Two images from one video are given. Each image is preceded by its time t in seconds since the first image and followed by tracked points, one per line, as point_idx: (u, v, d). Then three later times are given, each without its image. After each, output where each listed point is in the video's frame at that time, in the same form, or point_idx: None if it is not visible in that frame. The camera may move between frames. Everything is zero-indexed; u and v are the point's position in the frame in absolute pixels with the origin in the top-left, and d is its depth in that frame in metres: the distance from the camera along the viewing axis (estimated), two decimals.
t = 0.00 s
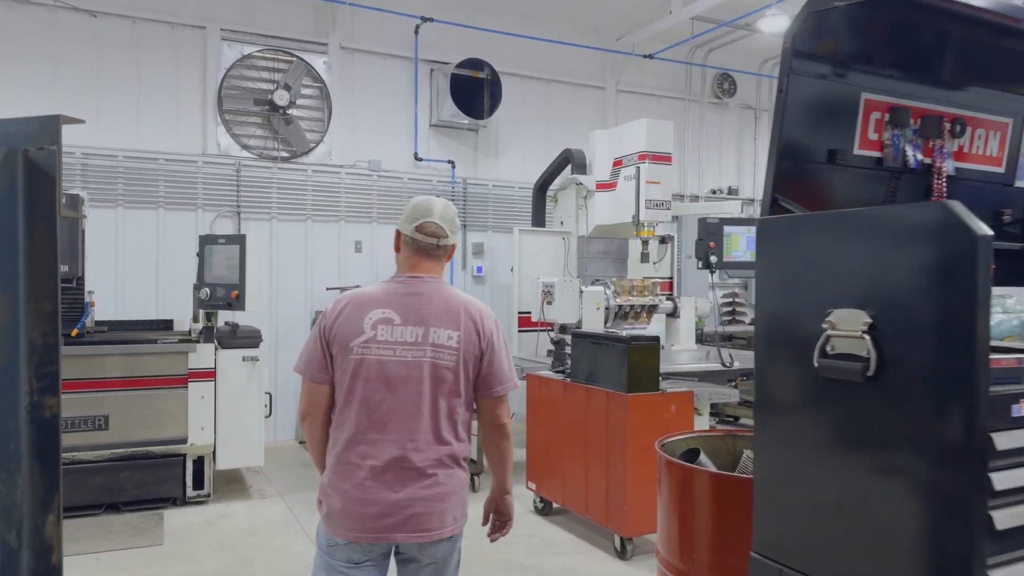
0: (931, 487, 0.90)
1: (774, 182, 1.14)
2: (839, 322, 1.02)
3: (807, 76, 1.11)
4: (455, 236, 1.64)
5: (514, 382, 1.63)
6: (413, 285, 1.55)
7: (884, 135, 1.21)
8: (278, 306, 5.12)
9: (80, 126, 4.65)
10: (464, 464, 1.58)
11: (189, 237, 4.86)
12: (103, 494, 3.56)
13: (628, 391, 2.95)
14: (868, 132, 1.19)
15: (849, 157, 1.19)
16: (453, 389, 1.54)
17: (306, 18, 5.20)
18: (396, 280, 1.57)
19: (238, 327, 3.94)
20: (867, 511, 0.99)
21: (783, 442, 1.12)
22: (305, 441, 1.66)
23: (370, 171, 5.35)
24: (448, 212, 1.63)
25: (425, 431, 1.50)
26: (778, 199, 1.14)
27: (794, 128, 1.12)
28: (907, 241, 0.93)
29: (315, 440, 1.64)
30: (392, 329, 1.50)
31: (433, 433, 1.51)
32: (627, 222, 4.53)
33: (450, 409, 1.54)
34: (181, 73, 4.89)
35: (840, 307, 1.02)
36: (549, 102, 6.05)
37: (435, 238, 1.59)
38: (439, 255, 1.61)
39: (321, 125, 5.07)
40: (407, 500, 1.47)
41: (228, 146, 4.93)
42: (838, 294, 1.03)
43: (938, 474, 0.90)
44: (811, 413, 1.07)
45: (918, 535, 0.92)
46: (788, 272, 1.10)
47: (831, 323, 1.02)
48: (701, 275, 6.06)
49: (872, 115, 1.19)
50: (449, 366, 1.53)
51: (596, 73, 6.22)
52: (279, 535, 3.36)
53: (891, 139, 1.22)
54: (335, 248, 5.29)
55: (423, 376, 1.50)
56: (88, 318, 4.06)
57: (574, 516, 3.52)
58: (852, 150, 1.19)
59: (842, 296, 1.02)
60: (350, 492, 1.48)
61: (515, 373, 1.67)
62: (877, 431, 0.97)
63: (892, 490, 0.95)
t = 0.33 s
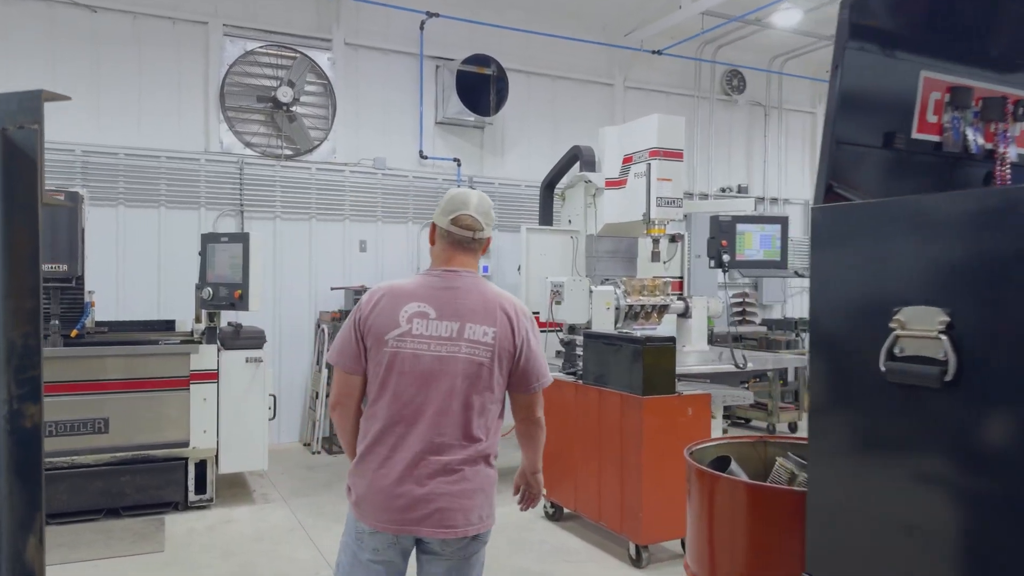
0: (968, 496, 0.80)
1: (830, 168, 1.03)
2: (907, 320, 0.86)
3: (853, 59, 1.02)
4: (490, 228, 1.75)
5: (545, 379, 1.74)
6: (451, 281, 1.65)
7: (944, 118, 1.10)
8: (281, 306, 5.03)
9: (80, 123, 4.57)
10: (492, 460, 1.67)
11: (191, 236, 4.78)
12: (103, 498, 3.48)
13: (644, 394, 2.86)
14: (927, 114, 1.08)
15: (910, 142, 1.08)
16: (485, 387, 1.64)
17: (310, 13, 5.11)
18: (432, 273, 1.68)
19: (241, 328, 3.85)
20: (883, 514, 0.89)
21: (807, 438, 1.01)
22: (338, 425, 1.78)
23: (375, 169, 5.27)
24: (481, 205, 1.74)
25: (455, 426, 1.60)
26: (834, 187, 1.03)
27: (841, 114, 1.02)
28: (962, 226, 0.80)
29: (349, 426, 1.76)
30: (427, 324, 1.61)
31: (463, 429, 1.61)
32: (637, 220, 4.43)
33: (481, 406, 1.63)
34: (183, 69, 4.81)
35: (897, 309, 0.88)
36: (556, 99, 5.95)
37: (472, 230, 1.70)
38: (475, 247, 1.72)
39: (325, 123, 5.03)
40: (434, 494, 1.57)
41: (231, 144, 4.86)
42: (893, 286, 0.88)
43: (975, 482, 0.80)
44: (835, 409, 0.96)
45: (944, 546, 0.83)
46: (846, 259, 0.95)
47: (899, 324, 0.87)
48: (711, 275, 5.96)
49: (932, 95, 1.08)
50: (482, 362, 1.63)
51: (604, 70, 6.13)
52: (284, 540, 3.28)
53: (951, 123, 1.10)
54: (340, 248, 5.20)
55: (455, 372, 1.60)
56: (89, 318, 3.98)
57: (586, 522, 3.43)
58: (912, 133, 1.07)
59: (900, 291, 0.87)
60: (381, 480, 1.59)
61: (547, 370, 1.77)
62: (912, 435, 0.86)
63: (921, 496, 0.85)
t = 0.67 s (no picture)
0: (1004, 503, 0.81)
1: (895, 143, 1.00)
2: (994, 319, 0.82)
3: (915, 30, 0.99)
4: (515, 222, 1.68)
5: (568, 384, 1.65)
6: (468, 276, 1.60)
7: (1014, 95, 1.07)
8: (283, 308, 4.93)
9: (78, 121, 4.48)
10: (512, 465, 1.61)
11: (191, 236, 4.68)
12: (98, 506, 3.38)
13: (659, 397, 2.75)
14: (998, 90, 1.05)
15: (977, 120, 1.05)
16: (503, 388, 1.57)
17: (312, 9, 5.01)
18: (453, 268, 1.64)
19: (240, 330, 3.73)
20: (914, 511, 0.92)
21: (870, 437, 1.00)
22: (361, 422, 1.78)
23: (379, 167, 5.17)
24: (506, 198, 1.67)
25: (469, 429, 1.54)
26: (897, 169, 1.00)
27: (905, 92, 1.00)
28: (1006, 224, 0.81)
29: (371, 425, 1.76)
30: (441, 321, 1.56)
31: (478, 431, 1.54)
32: (647, 218, 4.32)
33: (498, 408, 1.57)
34: (184, 65, 4.72)
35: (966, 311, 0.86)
36: (563, 97, 5.85)
37: (492, 225, 1.65)
38: (497, 243, 1.67)
39: (327, 120, 4.93)
40: (445, 498, 1.52)
41: (232, 142, 4.78)
42: (959, 287, 0.87)
43: (1004, 489, 0.82)
44: (882, 410, 0.97)
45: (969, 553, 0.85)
46: (918, 256, 0.92)
47: (983, 322, 0.82)
48: (721, 275, 5.84)
49: (1004, 69, 1.04)
50: (497, 363, 1.55)
51: (611, 67, 6.02)
52: (286, 549, 3.17)
53: (1022, 100, 1.07)
54: (342, 248, 5.10)
55: (469, 372, 1.54)
56: (86, 320, 3.88)
57: (598, 530, 3.31)
58: (981, 110, 1.04)
59: (950, 291, 0.88)
60: (394, 481, 1.57)
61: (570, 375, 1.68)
62: (957, 440, 0.87)
63: (957, 503, 0.87)
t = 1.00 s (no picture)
0: None
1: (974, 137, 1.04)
2: None
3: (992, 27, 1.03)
4: (524, 224, 1.60)
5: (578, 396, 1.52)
6: (471, 279, 1.53)
7: None
8: (274, 311, 4.80)
9: (64, 118, 4.36)
10: (519, 480, 1.51)
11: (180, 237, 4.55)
12: (81, 517, 3.25)
13: (666, 406, 2.65)
14: None
15: None
16: (504, 396, 1.48)
17: (306, 5, 4.89)
18: (459, 272, 1.58)
19: (230, 334, 3.63)
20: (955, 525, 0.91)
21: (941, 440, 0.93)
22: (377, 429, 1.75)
23: (374, 167, 5.06)
24: (515, 199, 1.60)
25: (468, 439, 1.47)
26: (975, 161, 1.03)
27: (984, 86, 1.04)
28: None
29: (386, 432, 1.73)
30: (441, 325, 1.51)
31: (477, 442, 1.47)
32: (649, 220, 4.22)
33: (499, 418, 1.48)
34: (174, 62, 4.59)
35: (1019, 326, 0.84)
36: (562, 96, 5.73)
37: (497, 226, 1.59)
38: (504, 245, 1.60)
39: (321, 119, 4.83)
40: (443, 511, 1.46)
41: (223, 141, 4.65)
42: (978, 293, 0.88)
43: None
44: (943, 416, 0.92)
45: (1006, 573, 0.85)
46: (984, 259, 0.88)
47: None
48: (721, 278, 5.74)
49: None
50: (497, 371, 1.47)
51: (610, 66, 5.92)
52: (277, 563, 3.05)
53: None
54: (335, 249, 4.97)
55: (467, 379, 1.47)
56: (70, 323, 3.74)
57: (599, 542, 3.21)
58: None
59: None
60: (395, 491, 1.53)
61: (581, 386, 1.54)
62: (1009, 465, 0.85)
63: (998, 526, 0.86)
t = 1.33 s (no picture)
0: None
1: None
2: None
3: None
4: (525, 226, 1.49)
5: (577, 404, 1.36)
6: (468, 282, 1.45)
7: None
8: (257, 312, 4.66)
9: (38, 110, 4.19)
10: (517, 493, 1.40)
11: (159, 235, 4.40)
12: (51, 527, 3.10)
13: (666, 414, 2.54)
14: None
15: None
16: (497, 403, 1.37)
17: None
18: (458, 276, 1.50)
19: (210, 336, 3.45)
20: None
21: None
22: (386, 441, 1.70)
23: (361, 164, 4.92)
24: (516, 199, 1.48)
25: (462, 448, 1.38)
26: None
27: None
28: None
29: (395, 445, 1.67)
30: (436, 329, 1.43)
31: (469, 451, 1.38)
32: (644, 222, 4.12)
33: (492, 426, 1.38)
34: (154, 53, 4.43)
35: None
36: (553, 94, 5.61)
37: (496, 228, 1.48)
38: (504, 247, 1.49)
39: (307, 114, 4.70)
40: (435, 523, 1.37)
41: (205, 136, 4.50)
42: None
43: None
44: None
45: None
46: None
47: None
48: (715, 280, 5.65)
49: None
50: (490, 376, 1.37)
51: (603, 63, 5.81)
52: None
53: None
54: (321, 248, 4.83)
55: (459, 384, 1.38)
56: (42, 324, 3.58)
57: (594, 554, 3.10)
58: None
59: None
60: (392, 502, 1.46)
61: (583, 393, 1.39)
62: None
63: None
